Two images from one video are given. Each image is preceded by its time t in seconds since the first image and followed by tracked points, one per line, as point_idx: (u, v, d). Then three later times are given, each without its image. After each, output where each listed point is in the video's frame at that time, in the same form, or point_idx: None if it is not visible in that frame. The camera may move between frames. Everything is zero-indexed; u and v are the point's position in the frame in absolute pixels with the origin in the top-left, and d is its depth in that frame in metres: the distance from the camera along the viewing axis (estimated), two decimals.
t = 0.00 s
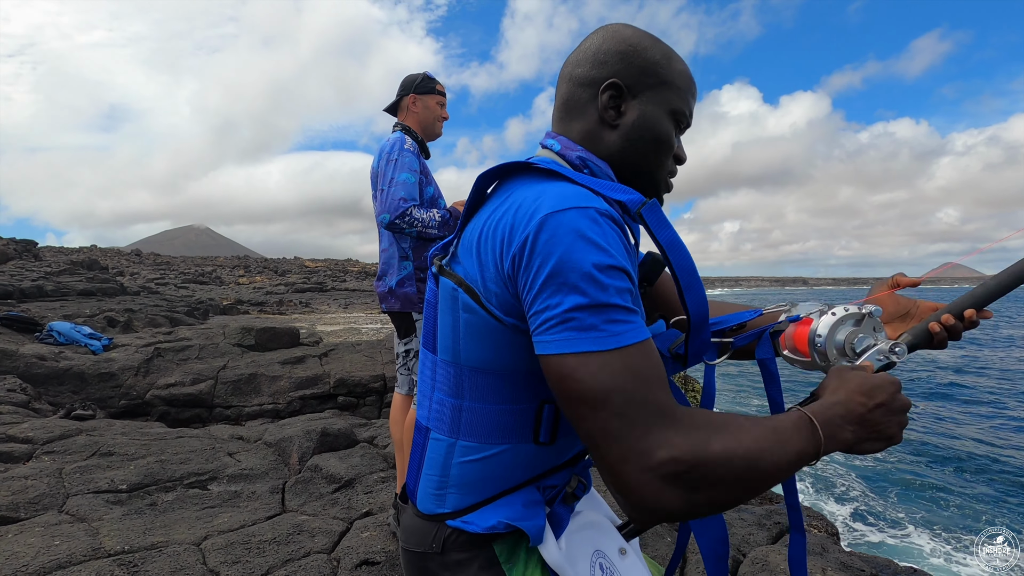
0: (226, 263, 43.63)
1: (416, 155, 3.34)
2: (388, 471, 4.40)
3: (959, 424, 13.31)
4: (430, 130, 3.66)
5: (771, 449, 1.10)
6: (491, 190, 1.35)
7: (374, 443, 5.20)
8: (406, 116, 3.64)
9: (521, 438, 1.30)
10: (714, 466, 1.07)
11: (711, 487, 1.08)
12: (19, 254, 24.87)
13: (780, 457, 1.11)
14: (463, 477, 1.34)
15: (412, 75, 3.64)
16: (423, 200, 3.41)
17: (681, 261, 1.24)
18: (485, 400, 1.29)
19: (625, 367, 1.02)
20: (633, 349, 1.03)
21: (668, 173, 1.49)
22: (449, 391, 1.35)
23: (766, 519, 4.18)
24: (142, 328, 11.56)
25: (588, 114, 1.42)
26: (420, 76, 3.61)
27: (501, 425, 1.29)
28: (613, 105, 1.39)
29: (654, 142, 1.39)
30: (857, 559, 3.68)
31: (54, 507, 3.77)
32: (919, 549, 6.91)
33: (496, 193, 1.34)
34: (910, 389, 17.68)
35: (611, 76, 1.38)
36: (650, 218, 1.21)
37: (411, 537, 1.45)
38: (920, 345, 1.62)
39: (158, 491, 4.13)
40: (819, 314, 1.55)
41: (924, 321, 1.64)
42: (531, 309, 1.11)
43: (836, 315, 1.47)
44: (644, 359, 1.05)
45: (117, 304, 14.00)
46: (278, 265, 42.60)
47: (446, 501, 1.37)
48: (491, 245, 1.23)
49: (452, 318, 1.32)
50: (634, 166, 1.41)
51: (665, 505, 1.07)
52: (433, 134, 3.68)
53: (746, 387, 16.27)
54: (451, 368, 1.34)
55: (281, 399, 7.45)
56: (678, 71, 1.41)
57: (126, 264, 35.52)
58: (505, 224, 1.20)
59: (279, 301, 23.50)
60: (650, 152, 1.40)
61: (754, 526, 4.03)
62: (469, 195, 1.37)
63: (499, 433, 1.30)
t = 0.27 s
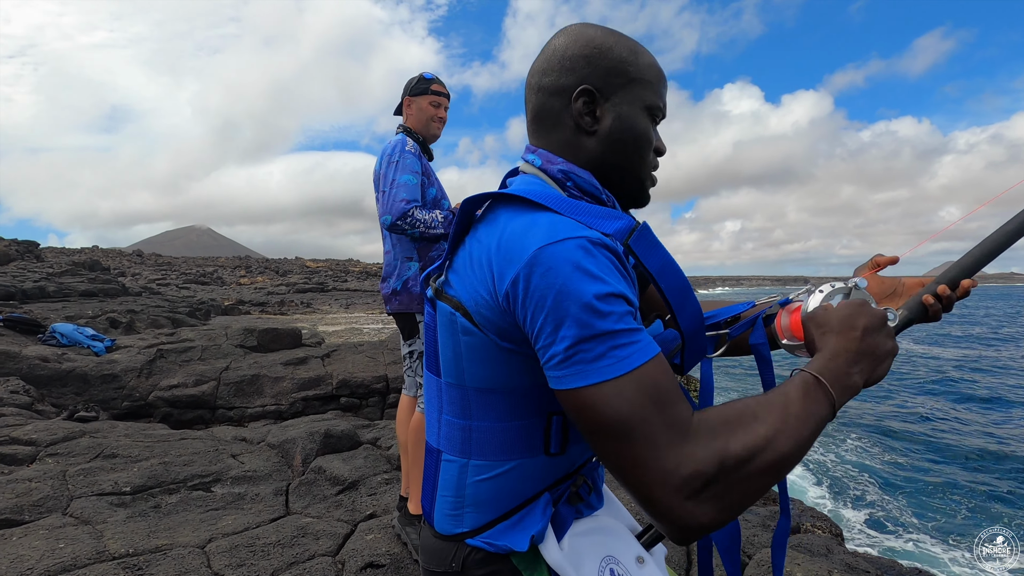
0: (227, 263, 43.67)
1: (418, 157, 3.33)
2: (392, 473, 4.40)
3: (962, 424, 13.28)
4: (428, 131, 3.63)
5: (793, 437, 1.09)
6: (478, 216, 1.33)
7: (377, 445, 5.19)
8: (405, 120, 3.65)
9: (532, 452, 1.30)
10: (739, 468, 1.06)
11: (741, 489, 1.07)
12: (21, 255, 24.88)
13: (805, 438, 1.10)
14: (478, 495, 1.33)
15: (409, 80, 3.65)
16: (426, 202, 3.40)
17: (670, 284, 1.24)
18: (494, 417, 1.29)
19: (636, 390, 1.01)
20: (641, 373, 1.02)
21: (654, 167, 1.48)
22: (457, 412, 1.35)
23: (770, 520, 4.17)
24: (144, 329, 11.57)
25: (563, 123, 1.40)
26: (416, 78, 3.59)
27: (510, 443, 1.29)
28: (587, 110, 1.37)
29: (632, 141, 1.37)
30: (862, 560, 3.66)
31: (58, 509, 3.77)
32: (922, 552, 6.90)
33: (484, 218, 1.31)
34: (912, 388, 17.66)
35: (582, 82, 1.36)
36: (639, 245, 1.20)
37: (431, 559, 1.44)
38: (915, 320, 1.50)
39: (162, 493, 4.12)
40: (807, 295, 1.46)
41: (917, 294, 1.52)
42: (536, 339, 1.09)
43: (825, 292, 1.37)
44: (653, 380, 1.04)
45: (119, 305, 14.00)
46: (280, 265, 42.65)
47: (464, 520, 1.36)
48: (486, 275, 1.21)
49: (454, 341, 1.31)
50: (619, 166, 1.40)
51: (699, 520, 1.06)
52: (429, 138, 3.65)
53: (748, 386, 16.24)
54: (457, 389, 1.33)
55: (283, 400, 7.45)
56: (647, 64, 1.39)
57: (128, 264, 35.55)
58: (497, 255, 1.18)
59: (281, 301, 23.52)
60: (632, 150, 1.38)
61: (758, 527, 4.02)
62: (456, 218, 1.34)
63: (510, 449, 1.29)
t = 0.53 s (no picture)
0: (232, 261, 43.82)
1: (419, 157, 3.34)
2: (399, 470, 4.43)
3: (968, 423, 13.22)
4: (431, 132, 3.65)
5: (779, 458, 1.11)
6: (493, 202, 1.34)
7: (383, 442, 5.23)
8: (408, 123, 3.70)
9: (544, 440, 1.32)
10: (718, 474, 1.08)
11: (718, 496, 1.09)
12: (29, 254, 25.05)
13: (791, 461, 1.11)
14: (490, 480, 1.35)
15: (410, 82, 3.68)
16: (429, 201, 3.43)
17: (682, 283, 1.24)
18: (507, 405, 1.31)
19: (626, 384, 1.03)
20: (633, 369, 1.05)
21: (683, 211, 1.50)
22: (472, 399, 1.37)
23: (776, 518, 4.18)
24: (151, 327, 11.64)
25: (627, 126, 1.43)
26: (416, 80, 3.62)
27: (522, 430, 1.31)
28: (652, 125, 1.39)
29: (671, 178, 1.39)
30: (868, 558, 3.66)
31: (69, 505, 3.81)
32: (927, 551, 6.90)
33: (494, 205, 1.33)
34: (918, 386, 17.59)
35: (665, 98, 1.38)
36: (650, 243, 1.20)
37: (446, 540, 1.48)
38: (962, 334, 1.53)
39: (171, 490, 4.16)
40: (848, 308, 1.52)
41: (968, 309, 1.54)
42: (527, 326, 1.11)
43: (865, 307, 1.43)
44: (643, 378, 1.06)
45: (125, 304, 14.07)
46: (285, 263, 42.77)
47: (476, 504, 1.39)
48: (486, 258, 1.22)
49: (469, 329, 1.33)
50: (648, 193, 1.42)
51: (672, 515, 1.08)
52: (431, 138, 3.66)
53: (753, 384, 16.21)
54: (471, 376, 1.36)
55: (289, 398, 7.50)
56: (730, 127, 1.39)
57: (134, 262, 35.73)
58: (500, 240, 1.20)
59: (286, 299, 23.60)
60: (666, 186, 1.40)
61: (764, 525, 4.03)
62: (473, 207, 1.35)
63: (523, 437, 1.31)
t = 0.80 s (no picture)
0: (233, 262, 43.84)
1: (414, 157, 3.35)
2: (399, 470, 4.43)
3: (969, 424, 13.20)
4: (428, 133, 3.66)
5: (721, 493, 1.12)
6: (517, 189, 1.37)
7: (383, 442, 5.23)
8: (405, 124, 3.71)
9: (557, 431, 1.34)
10: (663, 496, 1.08)
11: (655, 517, 1.09)
12: (29, 255, 25.08)
13: (731, 499, 1.12)
14: (503, 469, 1.38)
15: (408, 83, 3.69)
16: (426, 201, 3.43)
17: (696, 281, 1.26)
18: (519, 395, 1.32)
19: (597, 386, 1.04)
20: (611, 371, 1.06)
21: (695, 209, 1.51)
22: (485, 389, 1.39)
23: (776, 518, 4.18)
24: (151, 328, 11.65)
25: (648, 119, 1.44)
26: (414, 81, 3.63)
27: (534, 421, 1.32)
28: (672, 121, 1.39)
29: (685, 177, 1.40)
30: (868, 558, 3.66)
31: (70, 505, 3.82)
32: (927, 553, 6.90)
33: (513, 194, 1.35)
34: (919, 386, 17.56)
35: (687, 95, 1.38)
36: (662, 242, 1.21)
37: (460, 527, 1.52)
38: (989, 335, 1.53)
39: (172, 490, 4.17)
40: (869, 311, 1.58)
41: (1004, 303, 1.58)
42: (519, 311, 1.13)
43: (887, 309, 1.50)
44: (619, 383, 1.07)
45: (126, 304, 14.09)
46: (286, 265, 42.78)
47: (489, 492, 1.42)
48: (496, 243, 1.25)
49: (481, 319, 1.34)
50: (662, 188, 1.43)
51: (605, 524, 1.08)
52: (429, 139, 3.67)
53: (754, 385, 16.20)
54: (484, 366, 1.37)
55: (290, 398, 7.50)
56: (752, 129, 1.39)
57: (135, 264, 35.77)
58: (512, 225, 1.23)
59: (286, 300, 23.60)
60: (679, 184, 1.41)
61: (764, 525, 4.03)
62: (491, 197, 1.38)
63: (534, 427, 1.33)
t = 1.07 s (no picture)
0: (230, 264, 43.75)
1: (410, 161, 3.37)
2: (396, 473, 4.43)
3: (965, 425, 13.24)
4: (424, 136, 3.67)
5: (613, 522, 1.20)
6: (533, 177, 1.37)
7: (381, 444, 5.22)
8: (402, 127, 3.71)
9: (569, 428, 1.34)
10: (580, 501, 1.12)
11: (566, 520, 1.13)
12: (25, 257, 25.01)
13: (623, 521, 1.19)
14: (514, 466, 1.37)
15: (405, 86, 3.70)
16: (422, 204, 3.44)
17: (705, 274, 1.25)
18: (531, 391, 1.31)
19: (563, 373, 1.05)
20: (581, 361, 1.06)
21: (701, 206, 1.50)
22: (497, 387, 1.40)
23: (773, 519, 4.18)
24: (148, 330, 11.63)
25: (653, 116, 1.43)
26: (411, 84, 3.64)
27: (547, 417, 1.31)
28: (676, 117, 1.39)
29: (691, 173, 1.39)
30: (864, 560, 3.67)
31: (66, 509, 3.81)
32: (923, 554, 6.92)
33: (521, 188, 1.36)
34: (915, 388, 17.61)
35: (691, 91, 1.38)
36: (672, 234, 1.20)
37: (470, 525, 1.52)
38: (994, 336, 1.55)
39: (168, 493, 4.16)
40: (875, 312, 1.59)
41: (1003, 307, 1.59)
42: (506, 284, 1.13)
43: (893, 310, 1.51)
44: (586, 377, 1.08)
45: (123, 306, 14.07)
46: (283, 266, 42.72)
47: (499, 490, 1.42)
48: (503, 227, 1.26)
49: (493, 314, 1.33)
50: (670, 185, 1.41)
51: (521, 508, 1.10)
52: (425, 142, 3.68)
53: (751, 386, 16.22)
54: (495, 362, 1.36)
55: (287, 400, 7.49)
56: (757, 122, 1.40)
57: (131, 266, 35.68)
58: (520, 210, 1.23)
59: (283, 301, 23.56)
60: (687, 180, 1.40)
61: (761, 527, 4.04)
62: (500, 192, 1.39)
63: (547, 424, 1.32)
